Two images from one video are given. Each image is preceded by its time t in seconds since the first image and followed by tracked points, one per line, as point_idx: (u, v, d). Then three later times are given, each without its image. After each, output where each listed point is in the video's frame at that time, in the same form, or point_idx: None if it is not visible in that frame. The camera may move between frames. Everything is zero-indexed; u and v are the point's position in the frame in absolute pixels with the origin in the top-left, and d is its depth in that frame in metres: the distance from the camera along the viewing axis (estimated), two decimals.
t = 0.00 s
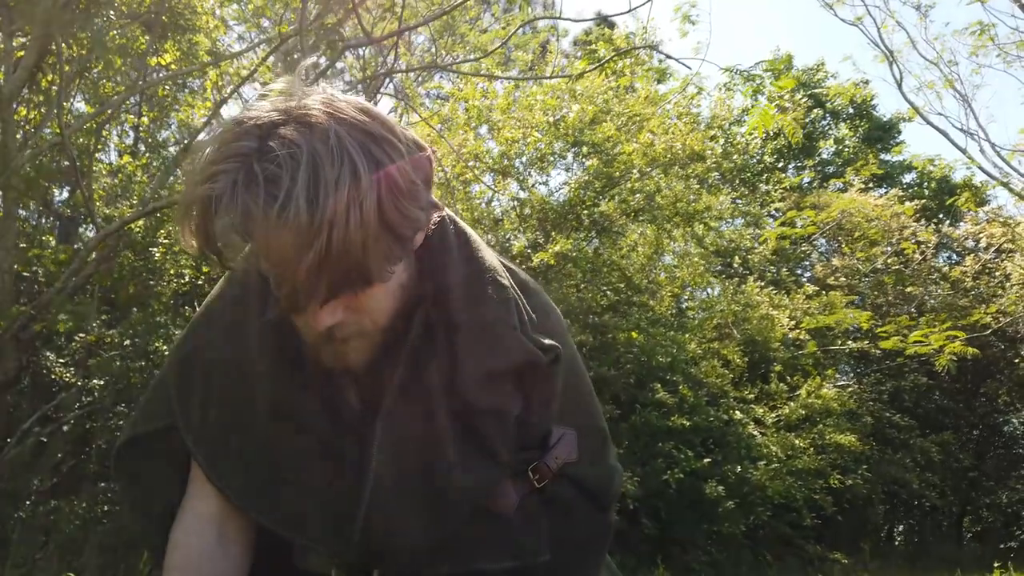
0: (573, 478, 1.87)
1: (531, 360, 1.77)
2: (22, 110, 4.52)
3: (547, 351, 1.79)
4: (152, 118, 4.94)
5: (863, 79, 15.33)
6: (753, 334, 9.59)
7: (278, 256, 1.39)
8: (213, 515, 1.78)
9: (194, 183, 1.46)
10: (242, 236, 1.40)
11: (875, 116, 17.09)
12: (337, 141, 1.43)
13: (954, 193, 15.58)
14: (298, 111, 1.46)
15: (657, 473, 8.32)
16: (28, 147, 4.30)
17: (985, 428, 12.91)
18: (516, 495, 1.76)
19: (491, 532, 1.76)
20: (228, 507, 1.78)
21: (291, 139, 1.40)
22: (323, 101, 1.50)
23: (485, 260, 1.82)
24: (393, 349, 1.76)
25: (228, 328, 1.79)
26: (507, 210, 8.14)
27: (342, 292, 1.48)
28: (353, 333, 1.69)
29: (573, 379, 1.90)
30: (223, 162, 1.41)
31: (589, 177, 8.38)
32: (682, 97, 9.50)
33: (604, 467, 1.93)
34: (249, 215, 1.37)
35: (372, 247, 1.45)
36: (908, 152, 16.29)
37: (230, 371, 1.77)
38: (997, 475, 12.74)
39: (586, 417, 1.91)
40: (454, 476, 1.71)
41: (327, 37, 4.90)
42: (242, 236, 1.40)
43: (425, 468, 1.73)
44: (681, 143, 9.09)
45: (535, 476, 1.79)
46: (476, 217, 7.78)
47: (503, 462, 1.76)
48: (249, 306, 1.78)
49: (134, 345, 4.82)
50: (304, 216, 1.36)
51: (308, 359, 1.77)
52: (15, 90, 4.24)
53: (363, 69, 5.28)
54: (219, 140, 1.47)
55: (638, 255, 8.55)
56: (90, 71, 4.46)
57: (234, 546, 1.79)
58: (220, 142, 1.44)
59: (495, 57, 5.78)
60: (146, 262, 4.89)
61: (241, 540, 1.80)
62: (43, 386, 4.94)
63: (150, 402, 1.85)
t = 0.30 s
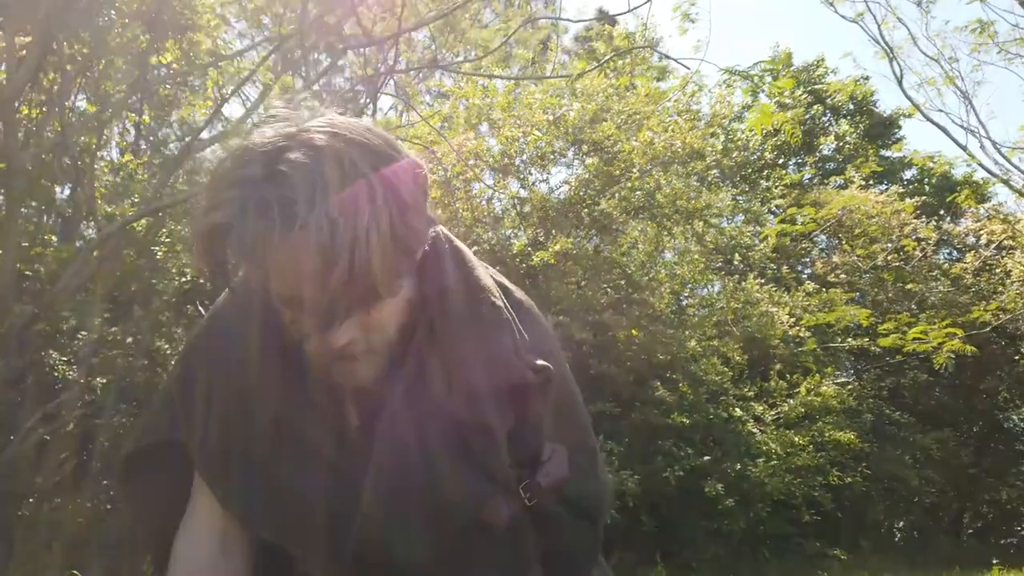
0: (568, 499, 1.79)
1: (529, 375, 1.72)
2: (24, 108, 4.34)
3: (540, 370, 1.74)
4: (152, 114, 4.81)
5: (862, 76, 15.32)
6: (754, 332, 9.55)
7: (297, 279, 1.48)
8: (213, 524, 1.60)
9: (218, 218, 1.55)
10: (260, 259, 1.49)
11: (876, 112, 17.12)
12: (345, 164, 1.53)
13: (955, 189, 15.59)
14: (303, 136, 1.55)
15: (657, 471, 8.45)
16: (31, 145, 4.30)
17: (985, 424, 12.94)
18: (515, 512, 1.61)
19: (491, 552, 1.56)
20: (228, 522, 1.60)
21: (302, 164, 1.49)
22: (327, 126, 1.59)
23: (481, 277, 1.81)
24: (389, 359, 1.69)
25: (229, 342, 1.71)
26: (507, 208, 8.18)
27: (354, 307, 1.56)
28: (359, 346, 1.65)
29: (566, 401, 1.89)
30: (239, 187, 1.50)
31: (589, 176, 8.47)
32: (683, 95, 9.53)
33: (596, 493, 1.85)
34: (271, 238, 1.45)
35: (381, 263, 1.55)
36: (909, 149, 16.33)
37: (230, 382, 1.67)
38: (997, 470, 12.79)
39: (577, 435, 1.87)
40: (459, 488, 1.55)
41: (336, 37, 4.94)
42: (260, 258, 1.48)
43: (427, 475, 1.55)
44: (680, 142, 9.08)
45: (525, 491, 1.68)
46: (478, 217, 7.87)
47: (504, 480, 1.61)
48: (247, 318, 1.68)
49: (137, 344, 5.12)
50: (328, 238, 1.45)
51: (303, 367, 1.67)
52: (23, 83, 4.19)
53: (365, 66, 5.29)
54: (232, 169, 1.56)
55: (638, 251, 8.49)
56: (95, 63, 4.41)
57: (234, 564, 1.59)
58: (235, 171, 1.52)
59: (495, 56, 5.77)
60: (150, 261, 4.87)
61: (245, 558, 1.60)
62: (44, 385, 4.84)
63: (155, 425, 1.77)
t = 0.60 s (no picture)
0: (577, 485, 1.80)
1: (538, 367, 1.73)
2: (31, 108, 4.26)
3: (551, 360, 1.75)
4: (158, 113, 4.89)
5: (867, 71, 15.25)
6: (757, 327, 9.51)
7: (314, 266, 1.42)
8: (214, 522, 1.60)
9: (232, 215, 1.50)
10: (282, 254, 1.43)
11: (880, 107, 17.01)
12: (363, 158, 1.52)
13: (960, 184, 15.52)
14: (321, 135, 1.54)
15: (661, 467, 8.58)
16: (36, 143, 4.24)
17: (991, 420, 12.91)
18: (527, 502, 1.66)
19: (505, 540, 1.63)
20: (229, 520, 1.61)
21: (324, 160, 1.47)
22: (341, 126, 1.59)
23: (484, 275, 1.82)
24: (402, 356, 1.71)
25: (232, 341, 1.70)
26: (510, 204, 8.15)
27: (370, 301, 1.52)
28: (383, 339, 1.65)
29: (573, 394, 1.87)
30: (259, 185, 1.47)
31: (592, 173, 8.52)
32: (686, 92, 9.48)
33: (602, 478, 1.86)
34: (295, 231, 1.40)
35: (406, 257, 1.55)
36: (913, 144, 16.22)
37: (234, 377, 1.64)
38: (1002, 466, 12.78)
39: (583, 418, 1.85)
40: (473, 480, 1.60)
41: (339, 36, 4.96)
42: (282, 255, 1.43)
43: (432, 468, 1.60)
44: (683, 139, 9.06)
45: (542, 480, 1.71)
46: (482, 214, 7.76)
47: (514, 471, 1.64)
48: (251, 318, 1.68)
49: (143, 341, 5.26)
50: (350, 234, 1.42)
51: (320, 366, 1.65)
52: (30, 81, 4.08)
53: (368, 62, 5.29)
54: (247, 172, 1.53)
55: (643, 246, 8.52)
56: (101, 62, 4.34)
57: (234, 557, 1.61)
58: (252, 168, 1.51)
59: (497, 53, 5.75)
60: (154, 257, 4.95)
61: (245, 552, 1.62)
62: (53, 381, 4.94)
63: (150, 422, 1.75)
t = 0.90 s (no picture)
0: (574, 488, 1.98)
1: (530, 373, 1.90)
2: (37, 105, 4.30)
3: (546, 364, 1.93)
4: (161, 110, 4.84)
5: (872, 65, 15.19)
6: (760, 323, 9.51)
7: (308, 272, 1.61)
8: (219, 525, 1.89)
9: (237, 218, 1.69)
10: (277, 255, 1.62)
11: (885, 102, 16.94)
12: (361, 168, 1.68)
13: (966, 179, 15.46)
14: (321, 141, 1.72)
15: (663, 463, 8.59)
16: (41, 139, 4.26)
17: (995, 416, 12.93)
18: (517, 498, 1.85)
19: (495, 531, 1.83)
20: (233, 521, 1.89)
21: (318, 166, 1.66)
22: (346, 132, 1.76)
23: (486, 279, 2.00)
24: (401, 355, 1.90)
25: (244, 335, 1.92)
26: (513, 201, 8.21)
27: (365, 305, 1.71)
28: (364, 342, 1.80)
29: (566, 393, 2.05)
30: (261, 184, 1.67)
31: (595, 168, 8.48)
32: (690, 87, 9.43)
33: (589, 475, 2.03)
34: (289, 235, 1.60)
35: (396, 267, 1.72)
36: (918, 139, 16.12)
37: (244, 379, 1.90)
38: (1006, 461, 12.77)
39: (577, 423, 2.05)
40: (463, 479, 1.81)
41: (343, 33, 4.93)
42: (278, 254, 1.61)
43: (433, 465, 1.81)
44: (686, 134, 9.05)
45: (536, 484, 1.88)
46: (483, 210, 7.88)
47: (511, 471, 1.85)
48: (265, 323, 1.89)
49: (146, 338, 5.33)
50: (332, 236, 1.59)
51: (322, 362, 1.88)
52: (33, 81, 4.18)
53: (371, 58, 5.29)
54: (253, 171, 1.71)
55: (647, 241, 8.60)
56: (106, 59, 4.32)
57: (239, 555, 1.90)
58: (256, 171, 1.70)
59: (501, 46, 5.76)
60: (156, 252, 5.01)
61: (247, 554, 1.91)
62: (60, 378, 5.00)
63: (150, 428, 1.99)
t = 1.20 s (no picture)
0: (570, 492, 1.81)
1: (515, 375, 1.68)
2: (42, 104, 4.31)
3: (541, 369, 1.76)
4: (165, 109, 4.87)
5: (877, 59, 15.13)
6: (764, 318, 9.56)
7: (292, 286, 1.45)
8: (222, 528, 1.78)
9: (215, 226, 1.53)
10: (256, 267, 1.46)
11: (890, 95, 16.87)
12: (342, 177, 1.50)
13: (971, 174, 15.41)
14: (302, 151, 1.53)
15: (667, 459, 8.62)
16: (48, 138, 4.29)
17: (1000, 412, 12.97)
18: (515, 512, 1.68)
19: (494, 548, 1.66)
20: (237, 525, 1.78)
21: (300, 178, 1.47)
22: (329, 139, 1.57)
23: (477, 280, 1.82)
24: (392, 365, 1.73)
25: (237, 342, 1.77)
26: (516, 198, 8.32)
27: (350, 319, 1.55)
28: (349, 350, 1.63)
29: (558, 395, 1.85)
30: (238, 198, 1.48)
31: (599, 165, 8.53)
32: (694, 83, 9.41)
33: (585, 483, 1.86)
34: (265, 245, 1.43)
35: (383, 276, 1.54)
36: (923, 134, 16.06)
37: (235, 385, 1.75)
38: (1011, 457, 12.76)
39: (569, 429, 1.85)
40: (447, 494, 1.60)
41: (348, 32, 4.98)
42: (255, 266, 1.46)
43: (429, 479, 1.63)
44: (690, 131, 9.04)
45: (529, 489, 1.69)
46: (488, 207, 8.03)
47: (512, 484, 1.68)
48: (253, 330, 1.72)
49: (151, 335, 5.30)
50: (310, 247, 1.42)
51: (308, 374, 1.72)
52: (39, 79, 4.15)
53: (376, 55, 5.33)
54: (237, 181, 1.54)
55: (650, 238, 8.52)
56: (110, 57, 4.33)
57: (243, 561, 1.79)
58: (236, 184, 1.53)
59: (506, 42, 5.79)
60: (162, 251, 4.93)
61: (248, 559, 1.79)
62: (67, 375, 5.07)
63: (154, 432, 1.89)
